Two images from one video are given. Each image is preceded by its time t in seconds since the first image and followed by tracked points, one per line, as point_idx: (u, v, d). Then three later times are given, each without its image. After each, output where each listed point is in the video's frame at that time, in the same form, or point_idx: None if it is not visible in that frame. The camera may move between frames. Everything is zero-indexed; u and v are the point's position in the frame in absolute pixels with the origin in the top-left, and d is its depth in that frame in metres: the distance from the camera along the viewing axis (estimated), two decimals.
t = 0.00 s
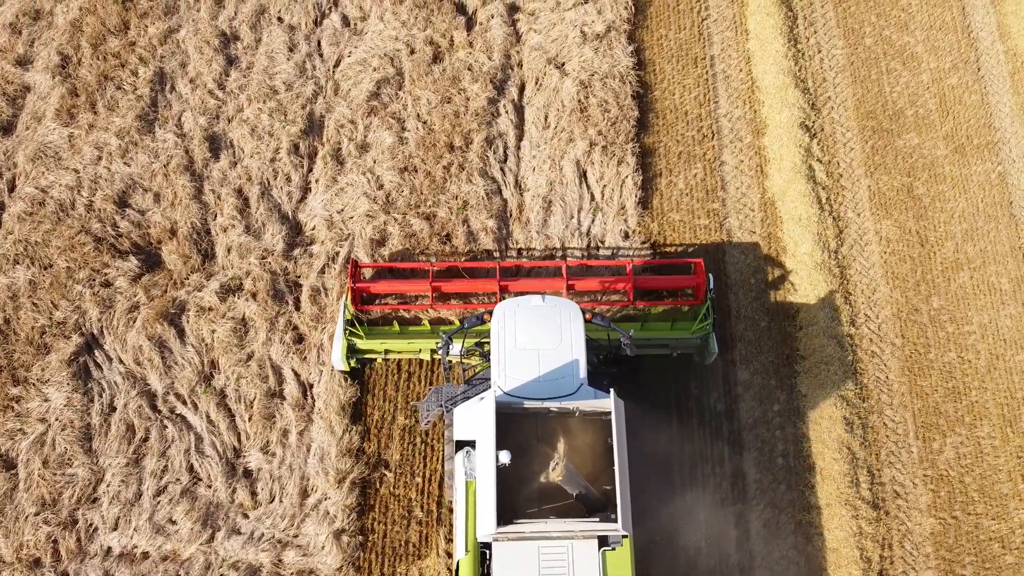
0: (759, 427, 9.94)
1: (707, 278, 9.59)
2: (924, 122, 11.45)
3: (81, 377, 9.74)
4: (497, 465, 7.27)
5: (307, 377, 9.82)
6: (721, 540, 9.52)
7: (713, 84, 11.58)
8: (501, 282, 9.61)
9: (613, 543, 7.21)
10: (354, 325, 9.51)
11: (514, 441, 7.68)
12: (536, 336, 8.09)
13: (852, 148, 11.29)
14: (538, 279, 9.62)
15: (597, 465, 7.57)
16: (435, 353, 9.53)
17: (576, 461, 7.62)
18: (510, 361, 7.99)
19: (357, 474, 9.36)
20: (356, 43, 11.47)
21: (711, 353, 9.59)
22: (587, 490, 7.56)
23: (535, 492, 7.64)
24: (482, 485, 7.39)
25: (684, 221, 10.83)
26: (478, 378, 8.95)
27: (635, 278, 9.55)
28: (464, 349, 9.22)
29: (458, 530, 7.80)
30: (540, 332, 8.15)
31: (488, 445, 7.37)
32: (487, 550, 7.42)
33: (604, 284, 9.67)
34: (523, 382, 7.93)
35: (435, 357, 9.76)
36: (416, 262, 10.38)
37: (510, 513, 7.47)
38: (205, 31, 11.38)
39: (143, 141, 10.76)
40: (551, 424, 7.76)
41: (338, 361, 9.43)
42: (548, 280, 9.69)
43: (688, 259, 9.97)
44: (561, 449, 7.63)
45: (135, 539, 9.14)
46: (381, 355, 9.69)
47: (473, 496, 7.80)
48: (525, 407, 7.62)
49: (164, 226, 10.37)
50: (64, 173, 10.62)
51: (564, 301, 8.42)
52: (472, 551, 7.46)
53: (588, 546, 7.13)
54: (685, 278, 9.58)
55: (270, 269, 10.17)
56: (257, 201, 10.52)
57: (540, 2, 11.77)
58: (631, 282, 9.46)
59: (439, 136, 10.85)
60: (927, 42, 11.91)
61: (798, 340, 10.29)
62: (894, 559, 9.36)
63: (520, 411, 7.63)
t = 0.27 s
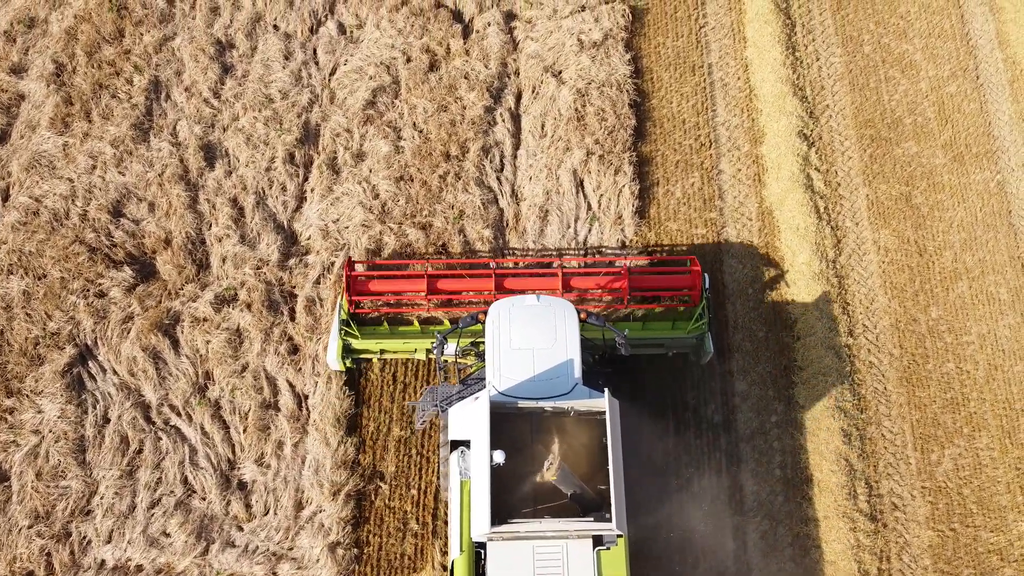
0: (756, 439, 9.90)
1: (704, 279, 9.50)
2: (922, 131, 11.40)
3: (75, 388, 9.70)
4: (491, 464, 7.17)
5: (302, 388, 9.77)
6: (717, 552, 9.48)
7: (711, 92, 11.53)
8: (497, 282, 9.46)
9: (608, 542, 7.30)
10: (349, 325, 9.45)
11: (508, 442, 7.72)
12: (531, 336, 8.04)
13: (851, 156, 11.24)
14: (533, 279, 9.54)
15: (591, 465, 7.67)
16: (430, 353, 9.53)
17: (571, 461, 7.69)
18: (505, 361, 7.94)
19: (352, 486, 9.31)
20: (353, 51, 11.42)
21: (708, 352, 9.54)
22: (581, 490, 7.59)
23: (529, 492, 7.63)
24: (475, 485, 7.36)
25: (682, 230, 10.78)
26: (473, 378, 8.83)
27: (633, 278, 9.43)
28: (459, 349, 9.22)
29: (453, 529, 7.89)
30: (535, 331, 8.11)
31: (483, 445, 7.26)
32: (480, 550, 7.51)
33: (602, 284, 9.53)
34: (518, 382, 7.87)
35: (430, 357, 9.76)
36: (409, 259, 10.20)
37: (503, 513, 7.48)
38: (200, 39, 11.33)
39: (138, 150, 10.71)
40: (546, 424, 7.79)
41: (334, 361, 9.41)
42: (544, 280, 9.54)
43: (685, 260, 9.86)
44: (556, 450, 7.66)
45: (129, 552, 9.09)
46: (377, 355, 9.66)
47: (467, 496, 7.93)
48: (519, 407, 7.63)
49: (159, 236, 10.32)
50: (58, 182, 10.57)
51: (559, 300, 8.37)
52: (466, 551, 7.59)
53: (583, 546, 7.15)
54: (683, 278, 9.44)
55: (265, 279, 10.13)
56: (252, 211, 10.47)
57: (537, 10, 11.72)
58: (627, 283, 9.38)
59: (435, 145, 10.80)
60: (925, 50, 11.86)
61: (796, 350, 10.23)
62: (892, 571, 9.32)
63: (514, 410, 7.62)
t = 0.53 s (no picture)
0: (754, 451, 9.85)
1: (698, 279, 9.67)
2: (921, 140, 11.34)
3: (69, 401, 9.65)
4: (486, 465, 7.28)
5: (297, 400, 9.72)
6: (715, 565, 9.44)
7: (709, 100, 11.47)
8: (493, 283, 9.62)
9: (603, 543, 7.21)
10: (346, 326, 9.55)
11: (503, 442, 7.70)
12: (526, 337, 8.19)
13: (849, 166, 11.19)
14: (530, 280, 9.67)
15: (587, 466, 7.55)
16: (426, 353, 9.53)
17: (566, 462, 7.59)
18: (500, 361, 8.07)
19: (347, 499, 9.25)
20: (348, 59, 11.36)
21: (703, 352, 9.60)
22: (577, 491, 7.50)
23: (524, 493, 7.57)
24: (471, 486, 7.39)
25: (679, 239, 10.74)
26: (469, 379, 8.85)
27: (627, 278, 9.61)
28: (455, 349, 9.23)
29: (448, 532, 7.79)
30: (530, 332, 8.25)
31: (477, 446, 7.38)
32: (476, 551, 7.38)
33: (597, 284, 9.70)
34: (513, 382, 7.97)
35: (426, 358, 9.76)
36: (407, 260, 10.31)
37: (498, 514, 7.44)
38: (195, 48, 11.27)
39: (132, 160, 10.65)
40: (541, 425, 7.77)
41: (330, 361, 9.45)
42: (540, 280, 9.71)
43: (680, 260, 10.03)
44: (550, 450, 7.60)
45: (122, 566, 9.03)
46: (373, 355, 9.70)
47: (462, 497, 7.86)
48: (514, 407, 7.68)
49: (153, 246, 10.26)
50: (52, 192, 10.51)
51: (554, 301, 8.53)
52: (462, 552, 7.45)
53: (578, 547, 7.12)
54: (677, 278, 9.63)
55: (260, 290, 10.08)
56: (247, 221, 10.42)
57: (534, 18, 11.66)
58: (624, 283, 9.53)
59: (431, 155, 10.74)
60: (924, 58, 11.80)
61: (794, 362, 10.17)
62: None
63: (509, 411, 7.70)
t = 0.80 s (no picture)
0: (752, 464, 9.78)
1: (695, 280, 9.49)
2: (921, 149, 11.27)
3: (62, 414, 9.58)
4: (480, 468, 7.10)
5: (291, 414, 9.65)
6: None
7: (707, 109, 11.39)
8: (488, 283, 9.44)
9: (598, 545, 7.25)
10: (341, 327, 9.47)
11: (499, 443, 7.49)
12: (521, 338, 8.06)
13: (849, 175, 11.12)
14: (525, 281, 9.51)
15: (583, 467, 7.38)
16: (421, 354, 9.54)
17: (562, 464, 7.39)
18: (496, 363, 7.95)
19: (342, 514, 9.17)
20: (344, 68, 11.28)
21: (699, 354, 9.61)
22: (572, 493, 7.31)
23: (519, 495, 7.32)
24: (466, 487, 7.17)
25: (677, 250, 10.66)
26: (465, 380, 8.88)
27: (624, 278, 9.41)
28: (450, 351, 9.21)
29: (444, 534, 7.91)
30: (525, 333, 8.12)
31: (472, 447, 7.17)
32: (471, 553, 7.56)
33: (593, 285, 9.51)
34: (508, 384, 7.87)
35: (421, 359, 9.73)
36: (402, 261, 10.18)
37: (493, 516, 7.21)
38: (190, 57, 11.19)
39: (126, 170, 10.57)
40: (536, 425, 7.57)
41: (325, 362, 9.45)
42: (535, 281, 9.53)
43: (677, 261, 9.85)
44: (546, 452, 7.41)
45: None
46: (368, 357, 9.67)
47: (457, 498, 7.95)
48: (508, 410, 7.54)
49: (147, 258, 10.19)
50: (45, 203, 10.43)
51: (549, 302, 8.40)
52: (457, 554, 7.62)
53: (573, 549, 7.14)
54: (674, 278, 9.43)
55: (254, 302, 10.01)
56: (242, 232, 10.34)
57: (531, 27, 11.58)
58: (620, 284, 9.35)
59: (427, 165, 10.66)
60: (924, 66, 11.72)
61: (793, 374, 10.09)
62: None
63: (504, 413, 7.54)
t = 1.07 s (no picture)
0: (751, 479, 9.71)
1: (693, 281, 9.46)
2: (921, 159, 11.19)
3: (55, 429, 9.49)
4: (475, 472, 7.05)
5: (286, 428, 9.57)
6: None
7: (706, 119, 11.31)
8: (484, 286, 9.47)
9: (595, 550, 7.21)
10: (337, 330, 9.43)
11: (495, 447, 7.50)
12: (517, 341, 8.05)
13: (848, 186, 11.03)
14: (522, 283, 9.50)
15: (578, 471, 7.42)
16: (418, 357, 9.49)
17: (558, 467, 7.43)
18: (492, 366, 7.93)
19: (337, 530, 9.09)
20: (340, 78, 11.20)
21: (696, 356, 9.58)
22: (568, 497, 7.35)
23: (515, 499, 7.36)
24: (462, 491, 7.19)
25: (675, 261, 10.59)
26: (461, 383, 8.79)
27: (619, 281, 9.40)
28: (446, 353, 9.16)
29: (440, 538, 7.77)
30: (521, 336, 8.11)
31: (467, 450, 7.18)
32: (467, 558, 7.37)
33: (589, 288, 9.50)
34: (505, 388, 7.85)
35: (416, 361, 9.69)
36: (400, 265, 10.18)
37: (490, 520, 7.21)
38: (185, 67, 11.11)
39: (120, 181, 10.49)
40: (532, 429, 7.57)
41: (321, 365, 9.37)
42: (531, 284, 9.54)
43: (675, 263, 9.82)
44: (542, 456, 7.44)
45: None
46: (364, 359, 9.63)
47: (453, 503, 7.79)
48: (505, 413, 7.53)
49: (141, 270, 10.11)
50: (39, 214, 10.34)
51: (544, 304, 8.42)
52: (452, 558, 7.46)
53: (569, 553, 7.12)
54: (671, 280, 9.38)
55: (249, 315, 9.93)
56: (237, 244, 10.26)
57: (528, 36, 11.49)
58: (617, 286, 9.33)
59: (424, 176, 10.58)
60: (924, 76, 11.64)
61: (792, 387, 10.01)
62: None
63: (500, 417, 7.52)
